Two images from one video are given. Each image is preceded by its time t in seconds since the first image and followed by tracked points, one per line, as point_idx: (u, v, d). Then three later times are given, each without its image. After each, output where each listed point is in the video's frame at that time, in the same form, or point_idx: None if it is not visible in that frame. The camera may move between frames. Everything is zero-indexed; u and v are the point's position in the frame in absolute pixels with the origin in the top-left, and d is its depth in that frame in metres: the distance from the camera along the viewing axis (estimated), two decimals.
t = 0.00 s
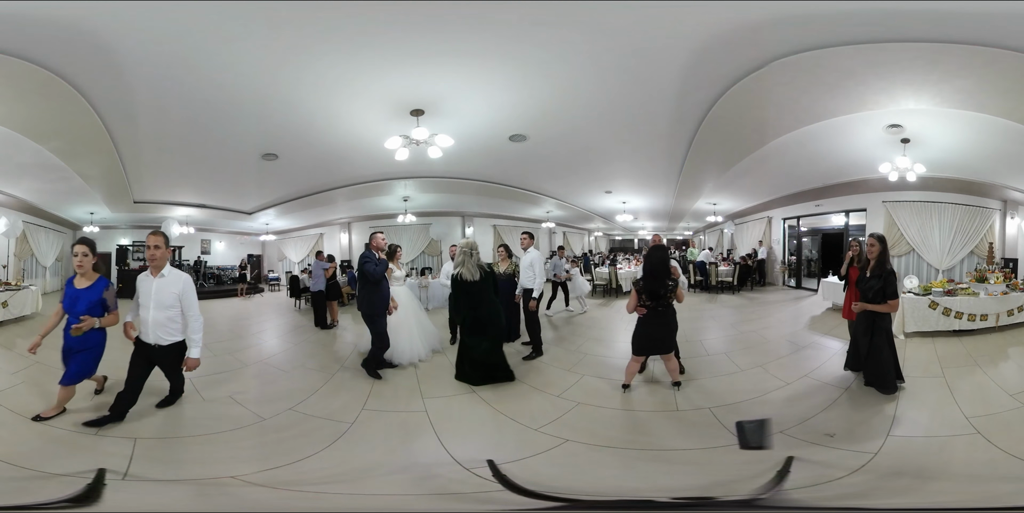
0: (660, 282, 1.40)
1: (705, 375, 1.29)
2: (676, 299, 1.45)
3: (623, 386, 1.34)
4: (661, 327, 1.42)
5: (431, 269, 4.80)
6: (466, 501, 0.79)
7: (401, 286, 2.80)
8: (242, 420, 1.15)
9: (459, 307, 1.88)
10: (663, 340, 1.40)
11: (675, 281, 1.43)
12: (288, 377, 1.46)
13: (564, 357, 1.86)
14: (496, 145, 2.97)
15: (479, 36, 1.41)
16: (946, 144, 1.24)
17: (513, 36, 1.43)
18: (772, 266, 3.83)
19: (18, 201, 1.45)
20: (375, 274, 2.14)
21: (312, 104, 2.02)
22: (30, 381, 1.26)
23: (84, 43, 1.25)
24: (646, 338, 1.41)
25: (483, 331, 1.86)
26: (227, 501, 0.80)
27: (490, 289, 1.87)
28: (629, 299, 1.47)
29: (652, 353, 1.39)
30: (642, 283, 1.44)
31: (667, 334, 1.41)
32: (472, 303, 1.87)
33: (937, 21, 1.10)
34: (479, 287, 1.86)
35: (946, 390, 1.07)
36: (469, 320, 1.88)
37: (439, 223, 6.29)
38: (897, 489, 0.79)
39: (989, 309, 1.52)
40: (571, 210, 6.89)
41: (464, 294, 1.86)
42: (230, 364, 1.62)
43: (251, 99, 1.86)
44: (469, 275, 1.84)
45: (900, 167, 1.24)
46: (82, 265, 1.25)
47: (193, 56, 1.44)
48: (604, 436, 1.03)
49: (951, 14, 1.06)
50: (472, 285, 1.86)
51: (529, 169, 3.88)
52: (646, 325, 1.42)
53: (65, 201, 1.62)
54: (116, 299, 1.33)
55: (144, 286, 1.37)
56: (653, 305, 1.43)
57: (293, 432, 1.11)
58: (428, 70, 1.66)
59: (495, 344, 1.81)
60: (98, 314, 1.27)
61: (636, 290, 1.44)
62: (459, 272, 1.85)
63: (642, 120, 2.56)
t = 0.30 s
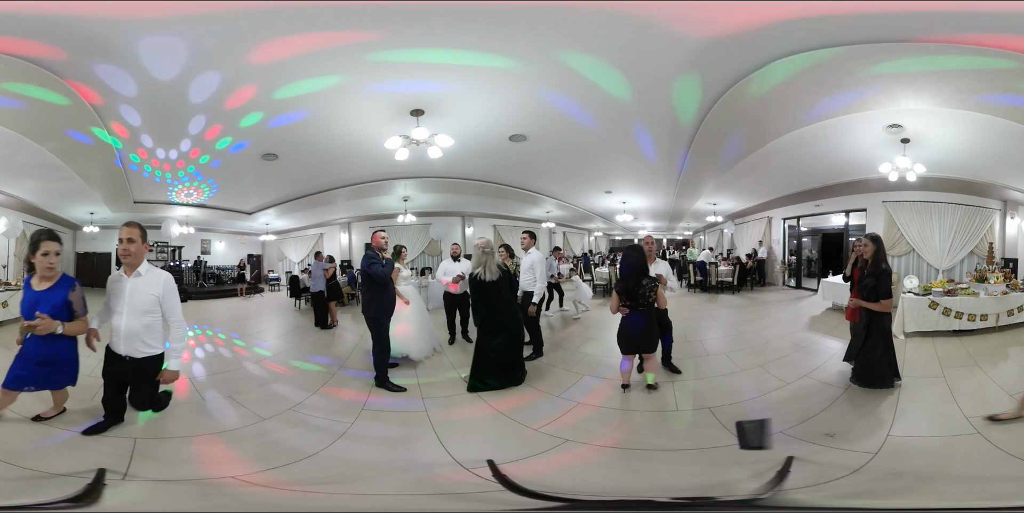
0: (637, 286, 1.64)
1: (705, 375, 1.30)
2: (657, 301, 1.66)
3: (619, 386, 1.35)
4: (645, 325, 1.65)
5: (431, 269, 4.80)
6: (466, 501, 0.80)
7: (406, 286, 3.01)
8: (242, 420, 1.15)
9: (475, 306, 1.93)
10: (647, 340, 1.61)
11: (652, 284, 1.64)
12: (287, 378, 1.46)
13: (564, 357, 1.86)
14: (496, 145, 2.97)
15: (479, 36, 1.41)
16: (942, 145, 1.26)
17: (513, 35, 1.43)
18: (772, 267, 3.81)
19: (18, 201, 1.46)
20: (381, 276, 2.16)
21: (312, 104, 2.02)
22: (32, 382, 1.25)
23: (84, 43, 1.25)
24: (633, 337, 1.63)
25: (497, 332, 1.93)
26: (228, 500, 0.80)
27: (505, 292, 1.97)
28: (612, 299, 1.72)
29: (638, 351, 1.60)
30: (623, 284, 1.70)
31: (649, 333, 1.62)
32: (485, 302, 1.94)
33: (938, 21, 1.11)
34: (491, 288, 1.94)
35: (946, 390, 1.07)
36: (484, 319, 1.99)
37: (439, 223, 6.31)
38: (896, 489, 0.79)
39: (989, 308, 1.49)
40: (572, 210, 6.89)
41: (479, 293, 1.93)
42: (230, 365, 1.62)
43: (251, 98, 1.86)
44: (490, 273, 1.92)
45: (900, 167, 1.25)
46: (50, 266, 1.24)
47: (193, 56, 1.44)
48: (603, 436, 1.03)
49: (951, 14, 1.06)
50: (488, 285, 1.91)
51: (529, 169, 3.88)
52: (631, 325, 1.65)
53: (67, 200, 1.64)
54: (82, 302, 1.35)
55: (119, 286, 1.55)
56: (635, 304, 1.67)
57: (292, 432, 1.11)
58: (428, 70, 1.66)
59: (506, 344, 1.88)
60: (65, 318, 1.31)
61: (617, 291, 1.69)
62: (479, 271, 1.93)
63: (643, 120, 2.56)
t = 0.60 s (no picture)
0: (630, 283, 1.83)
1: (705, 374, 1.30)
2: (649, 301, 1.84)
3: (620, 382, 1.34)
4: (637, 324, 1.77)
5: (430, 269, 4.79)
6: (468, 501, 0.80)
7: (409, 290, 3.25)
8: (242, 419, 1.16)
9: (488, 302, 2.17)
10: (638, 339, 1.72)
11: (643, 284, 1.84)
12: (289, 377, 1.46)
13: (565, 356, 1.86)
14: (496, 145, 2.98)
15: (480, 36, 1.41)
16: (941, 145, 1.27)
17: (515, 37, 1.44)
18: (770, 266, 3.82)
19: (19, 201, 1.47)
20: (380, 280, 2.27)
21: (312, 104, 2.02)
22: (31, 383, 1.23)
23: (86, 43, 1.25)
24: (625, 334, 1.76)
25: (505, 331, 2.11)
26: (228, 501, 0.80)
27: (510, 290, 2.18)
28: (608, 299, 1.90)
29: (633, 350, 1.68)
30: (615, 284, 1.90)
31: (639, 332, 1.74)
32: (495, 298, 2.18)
33: (939, 22, 1.11)
34: (503, 285, 2.20)
35: (947, 389, 1.07)
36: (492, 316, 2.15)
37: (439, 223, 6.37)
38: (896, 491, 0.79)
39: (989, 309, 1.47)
40: (571, 210, 6.91)
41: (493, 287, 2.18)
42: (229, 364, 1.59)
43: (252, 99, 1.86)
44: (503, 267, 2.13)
45: (899, 167, 1.22)
46: None
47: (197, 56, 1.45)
48: (603, 436, 1.03)
49: (950, 15, 1.07)
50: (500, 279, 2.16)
51: (529, 169, 3.89)
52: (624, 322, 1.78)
53: (65, 200, 1.62)
54: (36, 306, 1.10)
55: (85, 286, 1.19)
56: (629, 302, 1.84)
57: (293, 431, 1.11)
58: (429, 70, 1.67)
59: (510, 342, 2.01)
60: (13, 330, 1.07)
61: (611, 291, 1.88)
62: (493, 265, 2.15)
63: (642, 120, 2.57)
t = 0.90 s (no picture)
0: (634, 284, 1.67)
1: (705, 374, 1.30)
2: (653, 301, 1.71)
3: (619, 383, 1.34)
4: (642, 325, 1.67)
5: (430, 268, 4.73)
6: (467, 501, 0.79)
7: (410, 289, 3.25)
8: (242, 419, 1.16)
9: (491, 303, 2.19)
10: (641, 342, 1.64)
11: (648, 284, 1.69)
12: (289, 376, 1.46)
13: (565, 356, 1.85)
14: (496, 145, 2.97)
15: (480, 35, 1.41)
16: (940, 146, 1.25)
17: (515, 37, 1.44)
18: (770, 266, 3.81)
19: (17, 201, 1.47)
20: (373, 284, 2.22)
21: (312, 104, 2.02)
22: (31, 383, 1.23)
23: (84, 42, 1.24)
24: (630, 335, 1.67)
25: (507, 331, 2.07)
26: (228, 501, 0.80)
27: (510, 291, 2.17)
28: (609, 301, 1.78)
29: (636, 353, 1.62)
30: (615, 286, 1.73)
31: (644, 333, 1.65)
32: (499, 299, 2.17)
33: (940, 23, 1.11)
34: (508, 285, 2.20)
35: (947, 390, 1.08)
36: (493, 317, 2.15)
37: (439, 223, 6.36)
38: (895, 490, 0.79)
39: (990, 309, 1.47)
40: (571, 210, 6.91)
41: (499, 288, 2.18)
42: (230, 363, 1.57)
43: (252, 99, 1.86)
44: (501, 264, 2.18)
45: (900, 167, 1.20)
46: None
47: (197, 55, 1.45)
48: (604, 436, 1.03)
49: (951, 16, 1.07)
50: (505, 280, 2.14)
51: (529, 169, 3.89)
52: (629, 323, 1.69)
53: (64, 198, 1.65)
54: None
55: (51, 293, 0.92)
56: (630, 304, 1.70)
57: (293, 431, 1.11)
58: (429, 70, 1.66)
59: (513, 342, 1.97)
60: None
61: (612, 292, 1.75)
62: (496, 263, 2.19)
63: (643, 119, 2.57)
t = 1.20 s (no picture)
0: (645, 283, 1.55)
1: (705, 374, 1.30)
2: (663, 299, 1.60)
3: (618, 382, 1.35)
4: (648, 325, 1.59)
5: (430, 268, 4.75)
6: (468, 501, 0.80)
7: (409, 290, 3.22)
8: (243, 419, 1.16)
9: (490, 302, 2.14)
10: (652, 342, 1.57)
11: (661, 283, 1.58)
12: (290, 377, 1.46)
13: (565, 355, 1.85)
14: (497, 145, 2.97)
15: (481, 35, 1.41)
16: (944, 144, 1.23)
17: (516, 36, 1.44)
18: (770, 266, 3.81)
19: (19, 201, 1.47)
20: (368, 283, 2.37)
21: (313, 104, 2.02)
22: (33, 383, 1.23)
23: (86, 42, 1.25)
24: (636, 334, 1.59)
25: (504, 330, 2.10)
26: (228, 501, 0.80)
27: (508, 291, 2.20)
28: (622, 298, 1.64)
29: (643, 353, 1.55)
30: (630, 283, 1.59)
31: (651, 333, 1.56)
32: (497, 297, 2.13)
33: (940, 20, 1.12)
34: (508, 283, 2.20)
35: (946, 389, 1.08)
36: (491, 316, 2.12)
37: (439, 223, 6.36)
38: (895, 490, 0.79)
39: (990, 310, 1.48)
40: (571, 210, 6.91)
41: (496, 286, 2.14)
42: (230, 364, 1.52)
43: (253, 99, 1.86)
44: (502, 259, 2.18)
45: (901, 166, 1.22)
46: None
47: (199, 55, 1.45)
48: (604, 436, 1.03)
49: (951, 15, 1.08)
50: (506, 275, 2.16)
51: (529, 168, 3.89)
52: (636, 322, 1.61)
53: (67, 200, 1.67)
54: None
55: None
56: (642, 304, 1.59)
57: (293, 431, 1.11)
58: (430, 70, 1.66)
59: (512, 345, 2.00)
60: None
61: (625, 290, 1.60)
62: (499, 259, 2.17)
63: (643, 119, 2.56)
